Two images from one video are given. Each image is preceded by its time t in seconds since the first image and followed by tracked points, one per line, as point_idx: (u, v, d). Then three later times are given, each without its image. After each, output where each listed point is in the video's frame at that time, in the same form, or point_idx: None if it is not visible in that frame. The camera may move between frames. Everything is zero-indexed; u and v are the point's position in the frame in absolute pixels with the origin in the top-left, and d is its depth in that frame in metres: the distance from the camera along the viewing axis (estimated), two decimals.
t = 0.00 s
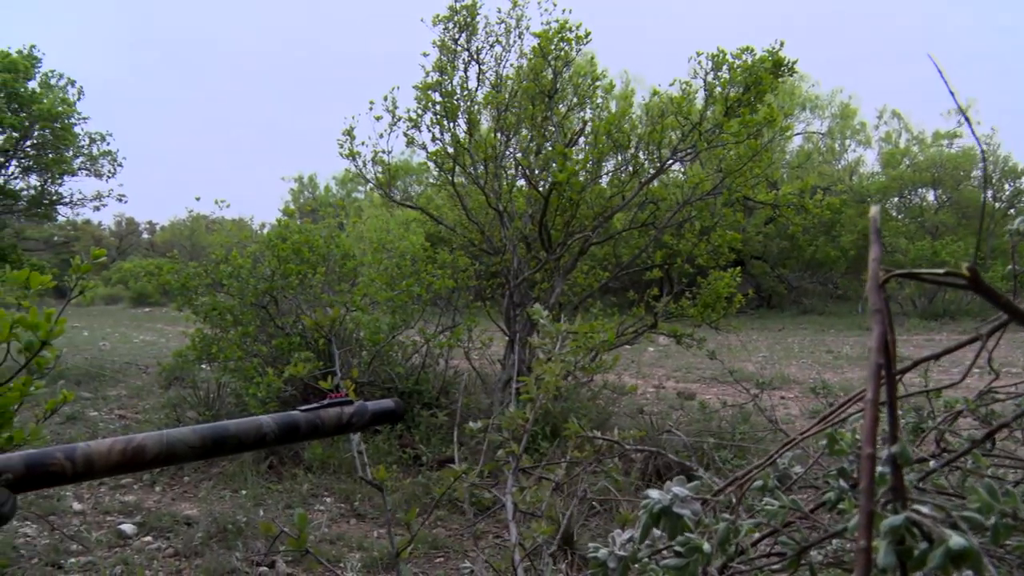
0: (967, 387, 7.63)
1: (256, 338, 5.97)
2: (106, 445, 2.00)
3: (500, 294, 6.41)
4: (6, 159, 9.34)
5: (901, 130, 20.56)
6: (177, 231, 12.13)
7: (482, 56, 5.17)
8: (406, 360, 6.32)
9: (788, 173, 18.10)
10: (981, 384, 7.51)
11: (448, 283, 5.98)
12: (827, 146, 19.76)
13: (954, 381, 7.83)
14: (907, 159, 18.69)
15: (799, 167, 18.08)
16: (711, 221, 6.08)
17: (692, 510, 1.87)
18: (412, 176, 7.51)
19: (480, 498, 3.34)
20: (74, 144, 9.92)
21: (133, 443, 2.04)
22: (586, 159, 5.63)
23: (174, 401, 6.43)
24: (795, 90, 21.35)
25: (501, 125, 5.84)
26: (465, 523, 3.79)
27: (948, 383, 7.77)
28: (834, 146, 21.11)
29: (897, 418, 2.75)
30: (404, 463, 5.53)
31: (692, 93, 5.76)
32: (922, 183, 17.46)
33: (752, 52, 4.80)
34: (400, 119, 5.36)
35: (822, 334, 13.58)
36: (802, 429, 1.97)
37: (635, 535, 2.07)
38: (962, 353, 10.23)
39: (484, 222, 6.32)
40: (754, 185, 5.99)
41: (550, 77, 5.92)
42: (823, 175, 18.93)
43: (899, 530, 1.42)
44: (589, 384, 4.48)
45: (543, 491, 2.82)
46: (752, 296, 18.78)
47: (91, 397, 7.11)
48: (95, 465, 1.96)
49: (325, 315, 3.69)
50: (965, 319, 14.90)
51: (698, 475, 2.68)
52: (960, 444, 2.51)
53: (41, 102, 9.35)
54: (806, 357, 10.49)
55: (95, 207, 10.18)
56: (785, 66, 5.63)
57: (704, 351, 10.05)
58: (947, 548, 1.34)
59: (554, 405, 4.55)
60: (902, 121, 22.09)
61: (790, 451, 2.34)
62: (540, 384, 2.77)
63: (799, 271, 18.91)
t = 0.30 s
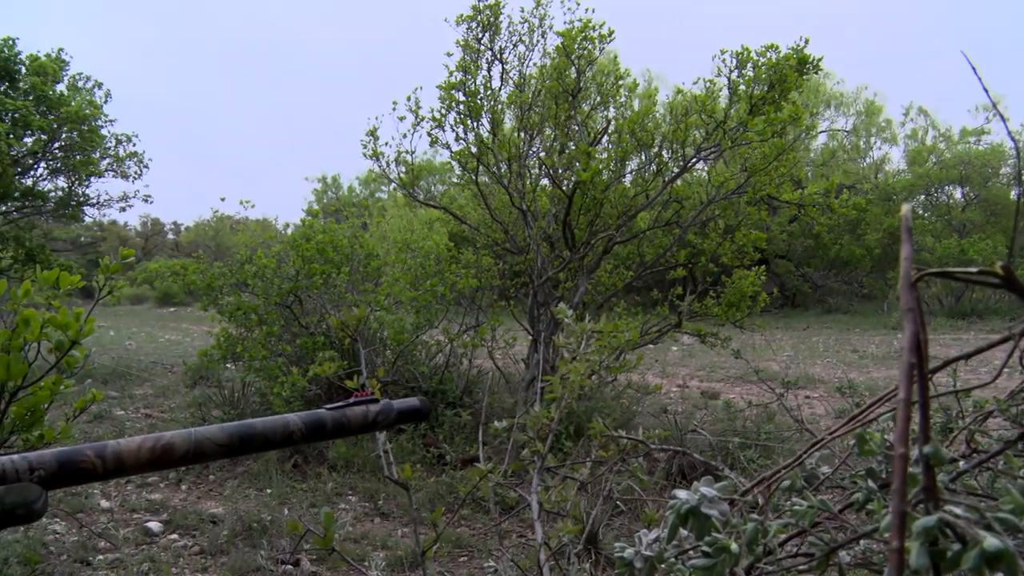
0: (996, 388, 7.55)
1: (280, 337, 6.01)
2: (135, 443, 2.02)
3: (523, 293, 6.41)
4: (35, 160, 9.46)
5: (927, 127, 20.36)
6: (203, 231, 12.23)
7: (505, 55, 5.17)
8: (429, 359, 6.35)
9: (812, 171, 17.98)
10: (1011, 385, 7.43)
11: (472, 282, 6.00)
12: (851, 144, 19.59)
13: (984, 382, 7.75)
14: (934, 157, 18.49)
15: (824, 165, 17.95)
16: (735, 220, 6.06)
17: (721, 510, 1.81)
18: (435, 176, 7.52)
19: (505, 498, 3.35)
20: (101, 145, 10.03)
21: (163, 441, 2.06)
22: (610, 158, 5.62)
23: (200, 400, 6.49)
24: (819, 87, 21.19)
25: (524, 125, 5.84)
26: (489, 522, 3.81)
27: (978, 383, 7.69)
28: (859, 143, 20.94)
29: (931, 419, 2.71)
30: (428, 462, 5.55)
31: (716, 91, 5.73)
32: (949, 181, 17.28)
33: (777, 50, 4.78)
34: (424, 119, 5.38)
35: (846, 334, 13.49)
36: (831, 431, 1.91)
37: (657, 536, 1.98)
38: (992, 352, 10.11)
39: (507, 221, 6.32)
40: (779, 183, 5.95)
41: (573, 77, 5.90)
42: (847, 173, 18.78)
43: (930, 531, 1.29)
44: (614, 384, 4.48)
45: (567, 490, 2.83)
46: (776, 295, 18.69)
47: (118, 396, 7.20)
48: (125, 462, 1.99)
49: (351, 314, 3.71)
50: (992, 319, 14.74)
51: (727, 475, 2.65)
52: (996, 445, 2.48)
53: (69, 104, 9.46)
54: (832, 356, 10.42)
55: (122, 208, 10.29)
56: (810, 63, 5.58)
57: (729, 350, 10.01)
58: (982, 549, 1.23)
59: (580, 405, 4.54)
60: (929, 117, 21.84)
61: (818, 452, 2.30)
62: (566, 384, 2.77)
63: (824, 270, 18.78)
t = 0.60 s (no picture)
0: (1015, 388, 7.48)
1: (296, 337, 6.04)
2: (154, 440, 2.01)
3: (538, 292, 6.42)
4: (53, 161, 9.53)
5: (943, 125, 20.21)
6: (218, 231, 12.29)
7: (519, 55, 5.17)
8: (444, 358, 6.36)
9: (827, 169, 17.88)
10: None
11: (486, 281, 6.01)
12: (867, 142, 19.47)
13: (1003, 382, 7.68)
14: (950, 155, 18.36)
15: (839, 163, 17.85)
16: (750, 218, 6.04)
17: (739, 510, 1.79)
18: (449, 175, 7.53)
19: (522, 497, 3.36)
20: (117, 146, 10.10)
21: (181, 439, 2.04)
22: (625, 157, 5.62)
23: (216, 399, 6.53)
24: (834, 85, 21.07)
25: (539, 124, 5.84)
26: (504, 521, 3.81)
27: (997, 383, 7.63)
28: (875, 141, 20.83)
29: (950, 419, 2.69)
30: (443, 461, 5.56)
31: (730, 89, 5.70)
32: (966, 178, 17.14)
33: (793, 48, 4.76)
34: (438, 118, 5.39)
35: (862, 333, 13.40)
36: (849, 428, 1.86)
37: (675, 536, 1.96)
38: (1010, 352, 10.03)
39: (521, 220, 6.32)
40: (794, 182, 5.92)
41: (588, 75, 5.89)
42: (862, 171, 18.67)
43: (953, 532, 1.27)
44: (629, 383, 4.48)
45: (583, 489, 2.83)
46: (790, 294, 18.60)
47: (135, 395, 7.25)
48: (144, 461, 1.99)
49: (367, 314, 3.72)
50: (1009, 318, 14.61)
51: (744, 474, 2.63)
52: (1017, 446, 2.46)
53: (86, 106, 9.54)
54: (848, 356, 10.38)
55: (138, 208, 10.35)
56: (826, 60, 5.54)
57: (745, 350, 9.98)
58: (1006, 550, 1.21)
59: (595, 405, 4.54)
60: (946, 114, 21.68)
61: (836, 452, 2.28)
62: (582, 383, 2.77)
63: (840, 268, 18.68)
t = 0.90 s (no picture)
0: None
1: (304, 335, 6.05)
2: (163, 438, 2.00)
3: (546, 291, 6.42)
4: (63, 161, 9.57)
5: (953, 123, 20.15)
6: (228, 230, 12.32)
7: (528, 53, 5.17)
8: (452, 357, 6.37)
9: (836, 167, 17.81)
10: None
11: (495, 280, 6.02)
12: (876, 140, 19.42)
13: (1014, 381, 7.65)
14: (960, 152, 18.27)
15: (848, 162, 17.80)
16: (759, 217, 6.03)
17: (750, 509, 1.78)
18: (457, 173, 7.53)
19: (531, 495, 3.37)
20: (127, 146, 10.14)
21: (190, 436, 2.04)
22: (634, 155, 5.61)
23: (226, 398, 6.56)
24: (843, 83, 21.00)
25: (547, 123, 5.84)
26: (512, 520, 3.82)
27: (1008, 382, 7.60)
28: (884, 139, 20.76)
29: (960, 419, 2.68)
30: (451, 459, 5.57)
31: (739, 87, 5.68)
32: (977, 176, 17.08)
33: (802, 46, 4.74)
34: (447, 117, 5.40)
35: (871, 332, 13.38)
36: (859, 427, 1.83)
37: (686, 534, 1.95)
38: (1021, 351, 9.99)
39: (530, 219, 6.32)
40: (803, 180, 5.91)
41: (596, 74, 5.88)
42: (872, 170, 18.64)
43: (966, 532, 1.25)
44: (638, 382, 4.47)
45: (591, 487, 2.82)
46: (799, 293, 18.57)
47: (144, 393, 7.28)
48: (154, 458, 1.98)
49: (376, 312, 3.72)
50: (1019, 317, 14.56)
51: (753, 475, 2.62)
52: None
53: (96, 106, 9.57)
54: (858, 355, 10.35)
55: (147, 207, 10.38)
56: (835, 59, 5.52)
57: (753, 348, 9.96)
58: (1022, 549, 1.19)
59: (604, 403, 4.54)
60: (956, 112, 21.60)
61: (846, 453, 2.26)
62: (591, 382, 2.76)
63: (849, 267, 18.64)
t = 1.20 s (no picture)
0: None
1: (312, 333, 6.06)
2: (172, 434, 2.00)
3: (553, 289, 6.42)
4: (71, 160, 9.60)
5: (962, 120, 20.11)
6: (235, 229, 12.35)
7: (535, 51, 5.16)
8: (460, 355, 6.38)
9: (844, 165, 17.77)
10: None
11: (502, 278, 6.02)
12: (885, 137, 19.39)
13: None
14: (970, 149, 18.21)
15: (858, 159, 17.75)
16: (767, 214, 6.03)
17: (759, 507, 1.77)
18: (464, 171, 7.54)
19: (539, 493, 3.37)
20: (135, 145, 10.17)
21: (199, 433, 2.04)
22: (641, 153, 5.61)
23: (234, 396, 6.58)
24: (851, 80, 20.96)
25: (554, 120, 5.84)
26: (520, 518, 3.83)
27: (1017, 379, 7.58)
28: (893, 136, 20.70)
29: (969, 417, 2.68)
30: (459, 457, 5.58)
31: (747, 84, 5.67)
32: (986, 173, 17.08)
33: (811, 42, 4.73)
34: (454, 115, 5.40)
35: (879, 330, 13.34)
36: (869, 425, 1.80)
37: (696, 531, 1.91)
38: None
39: (537, 217, 6.32)
40: (811, 177, 5.90)
41: (604, 71, 5.87)
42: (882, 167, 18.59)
43: (979, 531, 1.24)
44: (646, 380, 4.47)
45: (599, 485, 2.83)
46: (807, 291, 18.54)
47: (153, 391, 7.31)
48: (162, 454, 1.98)
49: (384, 310, 3.73)
50: None
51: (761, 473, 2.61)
52: None
53: (104, 105, 9.60)
54: (866, 352, 10.34)
55: (155, 205, 10.42)
56: (844, 55, 5.50)
57: (762, 346, 9.95)
58: None
59: (612, 401, 4.54)
60: (965, 109, 21.53)
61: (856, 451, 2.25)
62: (599, 380, 2.76)
63: (857, 264, 18.60)
